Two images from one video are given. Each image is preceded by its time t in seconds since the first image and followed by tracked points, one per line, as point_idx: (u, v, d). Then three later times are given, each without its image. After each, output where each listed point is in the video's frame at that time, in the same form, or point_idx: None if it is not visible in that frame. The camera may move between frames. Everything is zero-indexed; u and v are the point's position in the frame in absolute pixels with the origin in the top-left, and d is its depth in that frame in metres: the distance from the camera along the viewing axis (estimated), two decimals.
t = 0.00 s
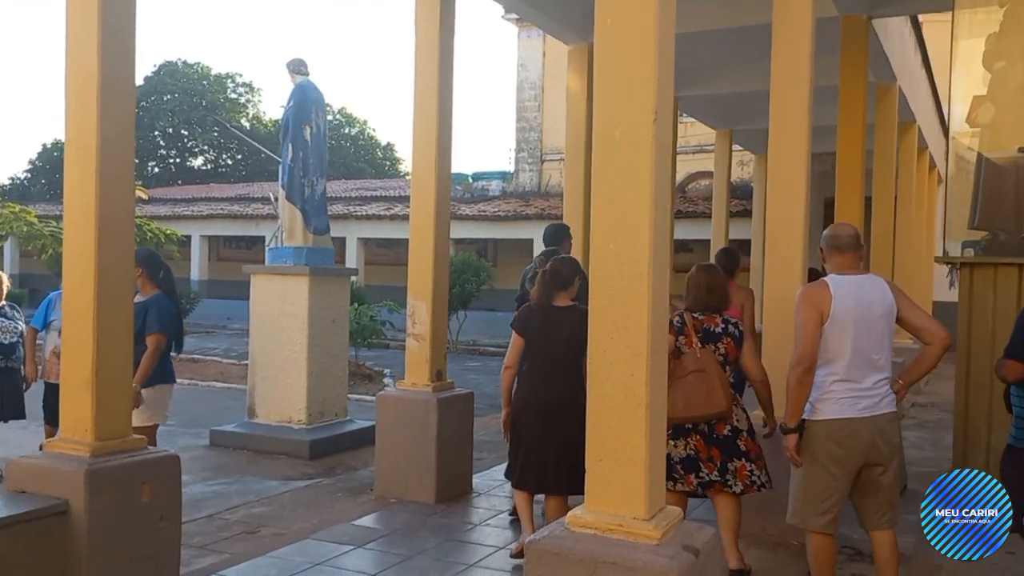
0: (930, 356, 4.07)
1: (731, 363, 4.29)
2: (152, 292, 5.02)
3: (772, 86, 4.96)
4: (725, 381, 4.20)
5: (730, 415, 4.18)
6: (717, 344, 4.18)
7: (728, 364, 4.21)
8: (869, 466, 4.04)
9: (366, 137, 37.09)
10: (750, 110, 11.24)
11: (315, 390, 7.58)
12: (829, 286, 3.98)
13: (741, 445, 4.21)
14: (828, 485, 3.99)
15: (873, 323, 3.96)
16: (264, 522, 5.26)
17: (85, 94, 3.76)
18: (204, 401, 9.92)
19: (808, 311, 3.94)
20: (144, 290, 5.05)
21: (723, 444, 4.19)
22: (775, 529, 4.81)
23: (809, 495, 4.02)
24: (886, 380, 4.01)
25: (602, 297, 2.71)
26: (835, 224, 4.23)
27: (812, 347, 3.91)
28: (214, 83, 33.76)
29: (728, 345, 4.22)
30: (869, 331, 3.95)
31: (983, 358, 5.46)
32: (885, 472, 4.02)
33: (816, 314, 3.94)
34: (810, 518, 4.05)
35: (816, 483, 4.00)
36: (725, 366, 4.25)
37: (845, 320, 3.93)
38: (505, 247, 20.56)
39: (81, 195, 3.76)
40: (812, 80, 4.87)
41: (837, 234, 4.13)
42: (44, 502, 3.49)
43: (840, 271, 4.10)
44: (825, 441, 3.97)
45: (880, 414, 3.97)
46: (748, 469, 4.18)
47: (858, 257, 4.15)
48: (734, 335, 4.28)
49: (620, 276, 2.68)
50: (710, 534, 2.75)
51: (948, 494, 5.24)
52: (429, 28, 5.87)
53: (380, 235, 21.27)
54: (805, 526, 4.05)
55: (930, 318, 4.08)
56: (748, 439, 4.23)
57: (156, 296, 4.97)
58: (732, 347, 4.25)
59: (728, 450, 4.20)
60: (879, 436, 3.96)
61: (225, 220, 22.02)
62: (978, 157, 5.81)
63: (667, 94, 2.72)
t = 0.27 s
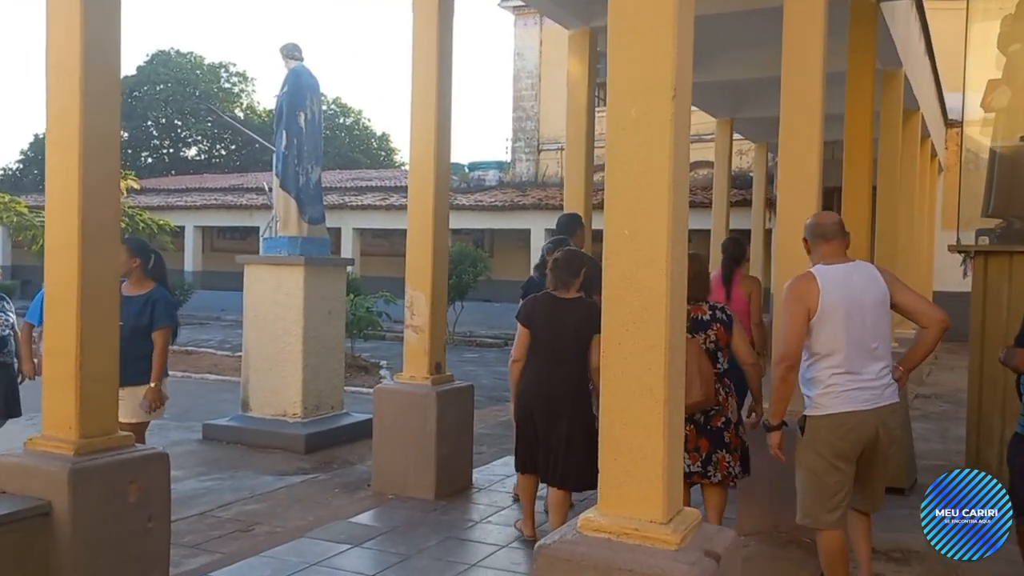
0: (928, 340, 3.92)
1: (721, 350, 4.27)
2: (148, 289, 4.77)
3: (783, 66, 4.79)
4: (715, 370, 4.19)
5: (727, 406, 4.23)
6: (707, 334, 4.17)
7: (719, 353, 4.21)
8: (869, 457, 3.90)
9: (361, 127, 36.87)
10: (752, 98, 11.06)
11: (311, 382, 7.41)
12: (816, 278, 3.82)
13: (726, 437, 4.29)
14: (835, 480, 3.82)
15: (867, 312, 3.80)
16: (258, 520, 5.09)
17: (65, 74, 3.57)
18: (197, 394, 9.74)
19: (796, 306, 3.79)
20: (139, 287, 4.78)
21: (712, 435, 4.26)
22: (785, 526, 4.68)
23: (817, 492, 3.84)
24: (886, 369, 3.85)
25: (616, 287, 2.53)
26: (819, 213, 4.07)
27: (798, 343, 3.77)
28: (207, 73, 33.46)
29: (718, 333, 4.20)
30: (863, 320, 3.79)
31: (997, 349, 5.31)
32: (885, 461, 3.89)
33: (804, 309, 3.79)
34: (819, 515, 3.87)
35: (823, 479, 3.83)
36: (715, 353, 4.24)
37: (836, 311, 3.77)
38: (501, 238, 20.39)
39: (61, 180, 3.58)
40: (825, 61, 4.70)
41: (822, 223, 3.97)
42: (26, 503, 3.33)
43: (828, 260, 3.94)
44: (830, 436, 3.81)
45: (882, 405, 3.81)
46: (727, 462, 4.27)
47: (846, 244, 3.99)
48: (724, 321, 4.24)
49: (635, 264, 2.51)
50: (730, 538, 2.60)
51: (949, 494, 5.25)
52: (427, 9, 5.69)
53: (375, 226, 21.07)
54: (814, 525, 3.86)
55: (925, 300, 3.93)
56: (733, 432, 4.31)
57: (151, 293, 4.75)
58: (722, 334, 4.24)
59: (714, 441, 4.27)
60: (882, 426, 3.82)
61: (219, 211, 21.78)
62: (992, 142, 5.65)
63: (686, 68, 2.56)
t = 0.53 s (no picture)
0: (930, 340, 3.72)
1: (728, 350, 4.06)
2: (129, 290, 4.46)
3: (797, 53, 4.58)
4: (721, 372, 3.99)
5: (732, 409, 4.06)
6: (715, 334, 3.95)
7: (726, 352, 4.01)
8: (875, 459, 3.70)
9: (355, 120, 36.58)
10: (754, 88, 10.84)
11: (304, 380, 7.20)
12: (817, 276, 3.59)
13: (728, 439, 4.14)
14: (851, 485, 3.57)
15: (871, 310, 3.59)
16: (249, 527, 4.89)
17: (41, 59, 3.35)
18: (188, 391, 9.52)
19: (797, 306, 3.56)
20: (118, 287, 4.46)
21: (716, 437, 4.09)
22: (800, 534, 4.48)
23: (833, 499, 3.58)
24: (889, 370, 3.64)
25: (632, 288, 2.32)
26: (814, 210, 3.88)
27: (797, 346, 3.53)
28: (200, 64, 33.12)
29: (726, 332, 4.00)
30: (867, 319, 3.58)
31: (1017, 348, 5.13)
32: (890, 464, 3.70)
33: (805, 309, 3.56)
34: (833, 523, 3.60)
35: (837, 483, 3.57)
36: (722, 353, 4.03)
37: (840, 310, 3.55)
38: (498, 231, 20.17)
39: (37, 171, 3.36)
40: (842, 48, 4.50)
41: (818, 219, 3.78)
42: None
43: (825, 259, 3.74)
44: (840, 441, 3.56)
45: (889, 407, 3.60)
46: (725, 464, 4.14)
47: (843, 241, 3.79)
48: (732, 320, 4.04)
49: (652, 263, 2.30)
50: (755, 559, 2.40)
51: (950, 494, 5.12)
52: None
53: (370, 219, 20.83)
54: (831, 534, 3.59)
55: (924, 298, 3.74)
56: (734, 434, 4.15)
57: (131, 294, 4.44)
58: (729, 333, 4.04)
59: (715, 444, 4.09)
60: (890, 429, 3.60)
61: (211, 204, 21.50)
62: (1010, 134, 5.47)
63: (708, 50, 2.34)
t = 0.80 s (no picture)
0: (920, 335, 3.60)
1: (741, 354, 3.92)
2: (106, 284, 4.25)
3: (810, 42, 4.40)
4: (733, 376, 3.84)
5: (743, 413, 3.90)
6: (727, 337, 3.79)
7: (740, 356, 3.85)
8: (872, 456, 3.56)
9: (350, 113, 36.35)
10: (756, 80, 10.67)
11: (300, 379, 7.03)
12: (817, 266, 3.44)
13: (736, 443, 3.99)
14: (844, 482, 3.43)
15: (870, 302, 3.45)
16: (243, 533, 4.72)
17: (19, 46, 3.17)
18: (180, 389, 9.34)
19: (796, 295, 3.40)
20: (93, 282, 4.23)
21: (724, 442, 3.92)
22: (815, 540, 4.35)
23: (824, 496, 3.44)
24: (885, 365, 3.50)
25: (655, 290, 2.15)
26: (812, 203, 3.75)
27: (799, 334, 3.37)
28: (193, 57, 32.84)
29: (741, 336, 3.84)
30: (866, 312, 3.43)
31: None
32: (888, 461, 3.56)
33: (804, 297, 3.40)
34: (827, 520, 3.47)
35: (828, 480, 3.43)
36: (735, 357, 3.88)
37: (841, 301, 3.40)
38: (495, 225, 20.00)
39: (15, 165, 3.18)
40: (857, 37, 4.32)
41: (816, 212, 3.64)
42: None
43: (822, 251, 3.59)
44: (834, 438, 3.41)
45: (885, 402, 3.46)
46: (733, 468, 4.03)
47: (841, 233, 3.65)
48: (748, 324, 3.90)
49: (670, 263, 2.14)
50: None
51: (949, 494, 5.08)
52: None
53: (366, 213, 20.63)
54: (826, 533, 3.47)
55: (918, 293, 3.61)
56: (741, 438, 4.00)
57: (109, 287, 4.23)
58: (745, 337, 3.88)
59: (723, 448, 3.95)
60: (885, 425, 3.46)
61: (206, 198, 21.28)
62: None
63: (735, 35, 2.18)
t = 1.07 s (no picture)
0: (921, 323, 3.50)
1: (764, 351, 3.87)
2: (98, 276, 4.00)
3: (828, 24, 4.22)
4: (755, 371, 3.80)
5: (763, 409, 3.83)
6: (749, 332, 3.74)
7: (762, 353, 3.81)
8: (870, 453, 3.42)
9: (347, 108, 36.12)
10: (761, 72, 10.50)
11: (298, 377, 6.87)
12: (821, 253, 3.28)
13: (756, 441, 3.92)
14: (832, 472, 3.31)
15: (877, 289, 3.32)
16: (239, 537, 4.56)
17: None
18: (176, 387, 9.17)
19: (801, 282, 3.24)
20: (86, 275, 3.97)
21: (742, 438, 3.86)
22: (832, 546, 4.22)
23: (804, 483, 3.34)
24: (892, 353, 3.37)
25: (682, 287, 2.00)
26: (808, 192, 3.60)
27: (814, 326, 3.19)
28: (190, 51, 32.60)
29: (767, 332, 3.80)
30: (872, 299, 3.30)
31: None
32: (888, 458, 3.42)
33: (812, 285, 3.24)
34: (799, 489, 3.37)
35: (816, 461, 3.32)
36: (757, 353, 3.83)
37: (850, 289, 3.26)
38: (494, 220, 19.82)
39: None
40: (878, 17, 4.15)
41: (813, 199, 3.50)
42: None
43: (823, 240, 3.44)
44: (831, 429, 3.27)
45: (895, 393, 3.32)
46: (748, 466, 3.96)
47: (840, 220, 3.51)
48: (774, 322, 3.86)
49: (700, 256, 1.98)
50: None
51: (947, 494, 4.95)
52: None
53: (364, 208, 20.44)
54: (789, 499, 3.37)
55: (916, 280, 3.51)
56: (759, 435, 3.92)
57: (103, 280, 3.99)
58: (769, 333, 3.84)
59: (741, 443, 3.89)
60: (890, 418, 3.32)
61: (202, 193, 21.09)
62: None
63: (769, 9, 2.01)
